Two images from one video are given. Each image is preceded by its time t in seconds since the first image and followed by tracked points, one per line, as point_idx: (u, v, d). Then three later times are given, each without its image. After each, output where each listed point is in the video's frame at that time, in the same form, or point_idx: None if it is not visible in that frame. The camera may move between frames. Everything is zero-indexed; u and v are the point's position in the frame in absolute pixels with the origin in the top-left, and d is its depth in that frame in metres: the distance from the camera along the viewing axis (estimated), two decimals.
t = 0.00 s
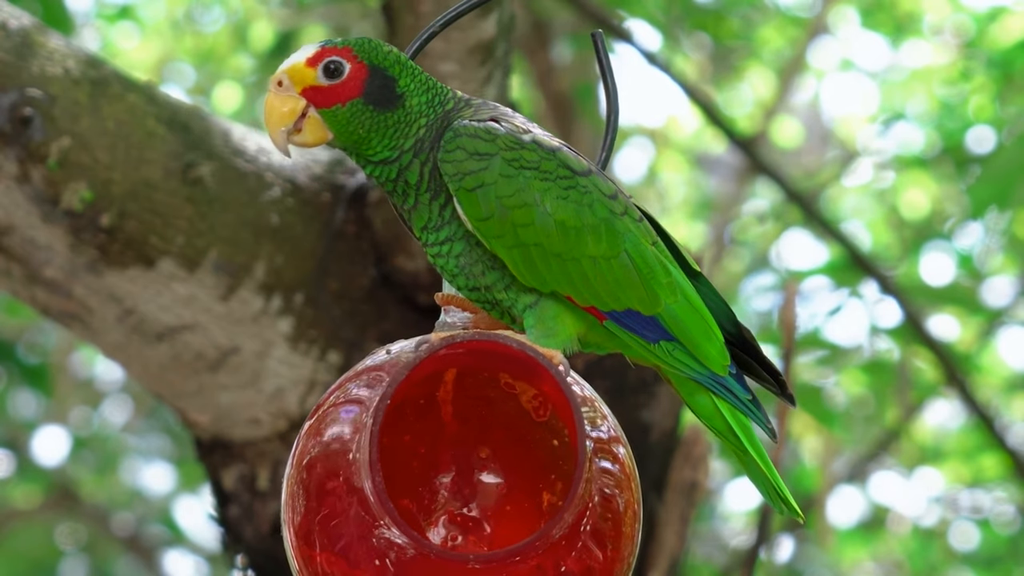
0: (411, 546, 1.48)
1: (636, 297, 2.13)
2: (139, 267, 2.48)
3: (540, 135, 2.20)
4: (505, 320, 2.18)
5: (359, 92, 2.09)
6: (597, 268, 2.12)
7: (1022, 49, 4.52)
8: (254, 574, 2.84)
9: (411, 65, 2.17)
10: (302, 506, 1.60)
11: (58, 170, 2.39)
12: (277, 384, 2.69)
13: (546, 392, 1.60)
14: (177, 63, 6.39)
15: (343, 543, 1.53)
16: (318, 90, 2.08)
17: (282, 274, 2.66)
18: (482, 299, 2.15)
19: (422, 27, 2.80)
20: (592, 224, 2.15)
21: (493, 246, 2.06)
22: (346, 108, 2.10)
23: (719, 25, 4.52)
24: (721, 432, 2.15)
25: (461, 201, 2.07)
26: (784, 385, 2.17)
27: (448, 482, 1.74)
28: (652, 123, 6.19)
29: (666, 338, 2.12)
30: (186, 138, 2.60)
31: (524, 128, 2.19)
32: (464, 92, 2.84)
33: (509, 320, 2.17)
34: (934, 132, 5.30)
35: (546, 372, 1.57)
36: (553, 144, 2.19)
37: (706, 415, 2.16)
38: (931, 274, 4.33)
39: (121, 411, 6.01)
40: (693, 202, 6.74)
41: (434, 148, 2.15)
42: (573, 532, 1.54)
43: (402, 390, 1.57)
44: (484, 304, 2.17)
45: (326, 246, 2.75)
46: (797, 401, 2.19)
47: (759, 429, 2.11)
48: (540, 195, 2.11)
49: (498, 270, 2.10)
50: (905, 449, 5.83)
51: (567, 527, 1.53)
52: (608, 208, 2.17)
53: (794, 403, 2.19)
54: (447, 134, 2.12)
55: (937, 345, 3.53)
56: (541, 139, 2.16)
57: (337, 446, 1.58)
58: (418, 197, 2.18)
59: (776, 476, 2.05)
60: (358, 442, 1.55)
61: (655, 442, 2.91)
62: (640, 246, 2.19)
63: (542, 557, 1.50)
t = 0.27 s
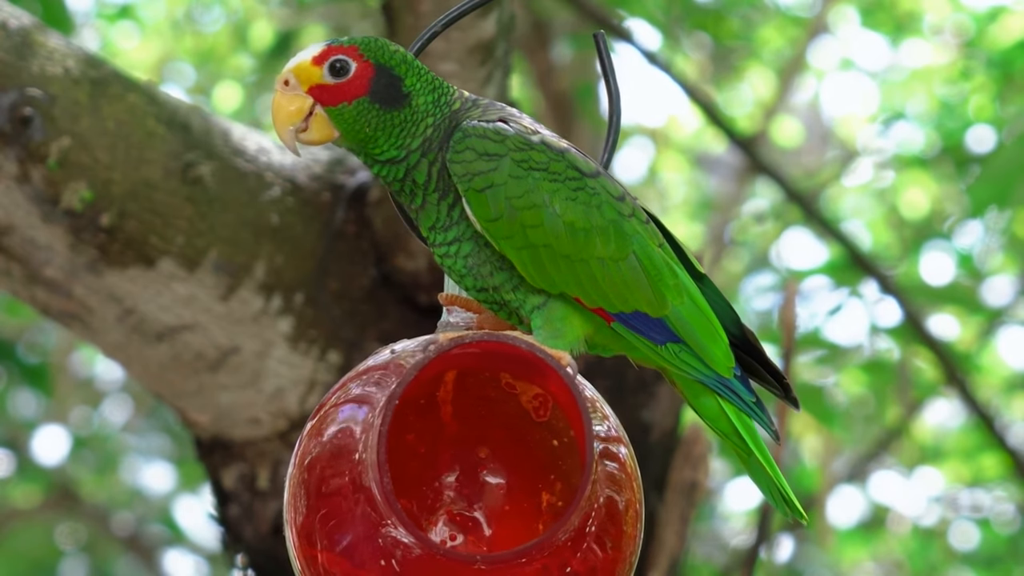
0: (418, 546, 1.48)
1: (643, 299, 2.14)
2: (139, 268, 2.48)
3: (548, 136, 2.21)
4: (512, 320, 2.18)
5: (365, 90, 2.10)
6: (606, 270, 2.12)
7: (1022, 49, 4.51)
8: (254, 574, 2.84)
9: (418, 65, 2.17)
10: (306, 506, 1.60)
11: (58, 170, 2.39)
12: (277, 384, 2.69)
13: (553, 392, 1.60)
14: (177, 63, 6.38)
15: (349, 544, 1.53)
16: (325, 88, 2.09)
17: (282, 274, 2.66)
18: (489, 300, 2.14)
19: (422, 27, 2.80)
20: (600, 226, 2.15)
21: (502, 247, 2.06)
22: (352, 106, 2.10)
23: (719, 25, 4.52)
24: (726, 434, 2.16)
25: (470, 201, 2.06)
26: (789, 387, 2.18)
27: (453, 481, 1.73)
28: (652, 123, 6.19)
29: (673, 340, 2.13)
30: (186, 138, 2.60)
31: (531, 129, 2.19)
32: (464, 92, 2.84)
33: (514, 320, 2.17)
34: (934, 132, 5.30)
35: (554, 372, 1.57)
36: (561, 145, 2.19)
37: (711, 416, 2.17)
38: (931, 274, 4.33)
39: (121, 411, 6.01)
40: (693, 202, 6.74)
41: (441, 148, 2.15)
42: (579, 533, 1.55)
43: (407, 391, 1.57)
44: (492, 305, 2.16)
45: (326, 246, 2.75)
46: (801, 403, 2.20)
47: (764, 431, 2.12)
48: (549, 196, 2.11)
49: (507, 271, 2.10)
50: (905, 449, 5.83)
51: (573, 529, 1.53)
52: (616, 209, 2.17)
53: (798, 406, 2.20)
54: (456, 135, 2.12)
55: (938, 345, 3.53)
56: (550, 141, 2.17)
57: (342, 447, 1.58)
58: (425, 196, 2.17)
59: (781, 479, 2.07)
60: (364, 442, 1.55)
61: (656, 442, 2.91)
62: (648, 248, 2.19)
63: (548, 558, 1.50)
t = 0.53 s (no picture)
0: (418, 548, 1.48)
1: (644, 303, 2.14)
2: (139, 267, 2.48)
3: (550, 140, 2.21)
4: (512, 325, 2.17)
5: (366, 93, 2.08)
6: (608, 275, 2.12)
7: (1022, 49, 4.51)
8: (254, 574, 2.84)
9: (418, 67, 2.16)
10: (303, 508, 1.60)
11: (58, 170, 2.39)
12: (277, 384, 2.69)
13: (552, 395, 1.59)
14: (177, 64, 6.36)
15: (348, 545, 1.53)
16: (327, 90, 2.04)
17: (282, 274, 2.66)
18: (491, 304, 2.14)
19: (422, 27, 2.80)
20: (602, 231, 2.16)
21: (504, 252, 2.06)
22: (353, 108, 2.08)
23: (718, 25, 4.52)
24: (725, 438, 2.16)
25: (473, 206, 2.06)
26: (787, 392, 2.19)
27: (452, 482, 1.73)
28: (652, 123, 6.19)
29: (674, 345, 2.13)
30: (186, 138, 2.60)
31: (533, 133, 2.19)
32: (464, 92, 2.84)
33: (514, 324, 2.17)
34: (934, 132, 5.29)
35: (554, 376, 1.58)
36: (563, 149, 2.19)
37: (710, 420, 2.17)
38: (932, 274, 4.32)
39: (121, 411, 6.01)
40: (693, 202, 6.74)
41: (443, 152, 2.14)
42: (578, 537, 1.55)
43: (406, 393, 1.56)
44: (493, 309, 2.16)
45: (326, 246, 2.75)
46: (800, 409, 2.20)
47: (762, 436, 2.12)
48: (551, 200, 2.11)
49: (509, 274, 2.10)
50: (905, 449, 5.83)
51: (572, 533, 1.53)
52: (617, 214, 2.17)
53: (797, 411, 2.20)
54: (458, 139, 2.11)
55: (938, 345, 3.53)
56: (551, 145, 2.17)
57: (340, 449, 1.57)
58: (426, 200, 2.17)
59: (781, 484, 2.06)
60: (364, 444, 1.54)
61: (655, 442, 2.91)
62: (649, 253, 2.20)
63: (548, 562, 1.51)
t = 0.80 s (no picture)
0: (416, 547, 1.47)
1: (644, 305, 2.14)
2: (140, 267, 2.48)
3: (551, 142, 2.21)
4: (511, 325, 2.17)
5: (367, 88, 2.09)
6: (607, 276, 2.13)
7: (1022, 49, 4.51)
8: (254, 574, 2.85)
9: (419, 66, 2.17)
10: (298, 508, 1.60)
11: (58, 169, 2.39)
12: (277, 384, 2.69)
13: (550, 396, 1.58)
14: (177, 64, 6.34)
15: (345, 544, 1.53)
16: (327, 82, 2.07)
17: (282, 274, 2.66)
18: (490, 304, 2.13)
19: (421, 27, 2.80)
20: (602, 232, 2.16)
21: (505, 252, 2.06)
22: (353, 103, 2.09)
23: (718, 25, 4.52)
24: (721, 441, 2.16)
25: (474, 206, 2.06)
26: (783, 395, 2.19)
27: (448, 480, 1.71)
28: (652, 123, 6.20)
29: (672, 347, 2.14)
30: (186, 138, 2.60)
31: (534, 134, 2.19)
32: (464, 92, 2.84)
33: (511, 324, 2.16)
34: (934, 132, 5.29)
35: (555, 378, 1.55)
36: (564, 150, 2.19)
37: (707, 423, 2.17)
38: (931, 274, 4.32)
39: (121, 411, 6.01)
40: (693, 202, 6.74)
41: (444, 151, 2.14)
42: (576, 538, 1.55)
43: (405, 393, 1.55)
44: (492, 309, 2.15)
45: (326, 246, 2.75)
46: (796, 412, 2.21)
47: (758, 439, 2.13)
48: (552, 201, 2.11)
49: (509, 275, 2.09)
50: (905, 448, 5.84)
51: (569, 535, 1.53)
52: (617, 216, 2.18)
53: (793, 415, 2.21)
54: (459, 138, 2.11)
55: (937, 345, 3.53)
56: (552, 146, 2.17)
57: (340, 448, 1.57)
58: (426, 199, 2.17)
59: (777, 487, 2.06)
60: (363, 442, 1.54)
61: (655, 442, 2.91)
62: (648, 255, 2.21)
63: (545, 563, 1.51)
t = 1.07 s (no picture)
0: (420, 544, 1.47)
1: (647, 304, 2.15)
2: (140, 267, 2.48)
3: (556, 141, 2.21)
4: (513, 322, 2.17)
5: (370, 88, 2.08)
6: (611, 274, 2.13)
7: (1022, 49, 4.52)
8: (254, 574, 2.85)
9: (422, 64, 2.13)
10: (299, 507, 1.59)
11: (58, 169, 2.39)
12: (277, 384, 2.69)
13: (554, 394, 1.58)
14: (177, 64, 6.36)
15: (346, 542, 1.53)
16: (330, 83, 2.07)
17: (282, 274, 2.66)
18: (493, 303, 2.13)
19: (422, 27, 2.80)
20: (607, 231, 2.17)
21: (510, 250, 2.06)
22: (356, 103, 2.08)
23: (719, 26, 4.51)
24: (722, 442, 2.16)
25: (479, 204, 2.07)
26: (784, 396, 2.19)
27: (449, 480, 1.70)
28: (652, 123, 6.19)
29: (676, 346, 2.13)
30: (186, 138, 2.60)
31: (539, 133, 2.19)
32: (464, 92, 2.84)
33: (513, 323, 2.16)
34: (934, 132, 5.29)
35: (559, 377, 1.57)
36: (569, 150, 2.20)
37: (708, 424, 2.17)
38: (931, 274, 4.32)
39: (121, 411, 6.01)
40: (693, 202, 6.74)
41: (449, 149, 2.13)
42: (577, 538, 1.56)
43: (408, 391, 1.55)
44: (494, 308, 2.15)
45: (326, 246, 2.75)
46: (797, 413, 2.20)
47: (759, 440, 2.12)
48: (557, 200, 2.12)
49: (512, 273, 2.10)
50: (905, 448, 5.84)
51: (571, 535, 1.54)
52: (622, 215, 2.19)
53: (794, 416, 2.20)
54: (464, 137, 2.11)
55: (938, 345, 3.53)
56: (558, 145, 2.18)
57: (342, 446, 1.57)
58: (430, 197, 2.16)
59: (779, 487, 2.05)
60: (365, 440, 1.54)
61: (655, 442, 2.91)
62: (652, 254, 2.22)
63: (546, 562, 1.51)
